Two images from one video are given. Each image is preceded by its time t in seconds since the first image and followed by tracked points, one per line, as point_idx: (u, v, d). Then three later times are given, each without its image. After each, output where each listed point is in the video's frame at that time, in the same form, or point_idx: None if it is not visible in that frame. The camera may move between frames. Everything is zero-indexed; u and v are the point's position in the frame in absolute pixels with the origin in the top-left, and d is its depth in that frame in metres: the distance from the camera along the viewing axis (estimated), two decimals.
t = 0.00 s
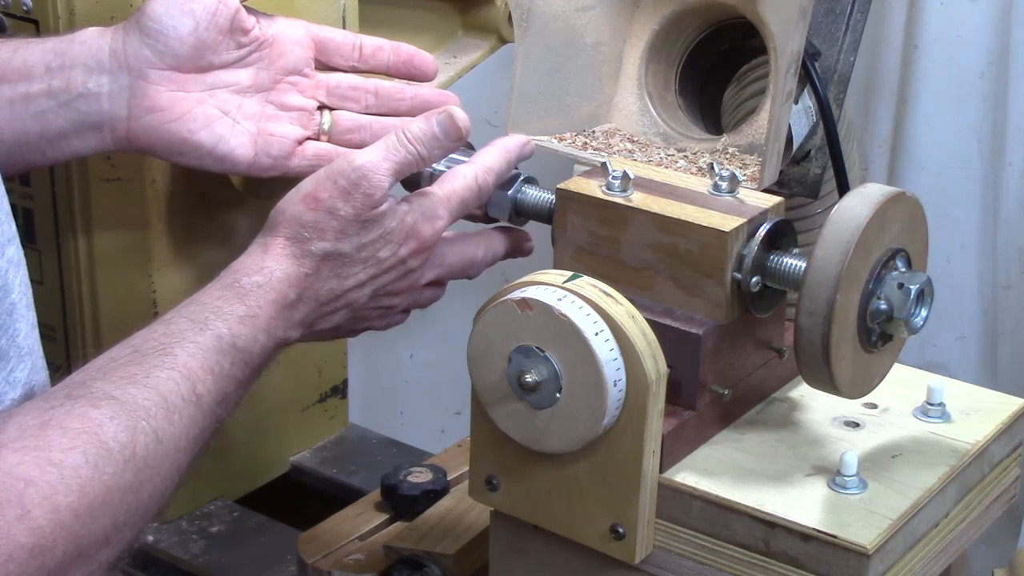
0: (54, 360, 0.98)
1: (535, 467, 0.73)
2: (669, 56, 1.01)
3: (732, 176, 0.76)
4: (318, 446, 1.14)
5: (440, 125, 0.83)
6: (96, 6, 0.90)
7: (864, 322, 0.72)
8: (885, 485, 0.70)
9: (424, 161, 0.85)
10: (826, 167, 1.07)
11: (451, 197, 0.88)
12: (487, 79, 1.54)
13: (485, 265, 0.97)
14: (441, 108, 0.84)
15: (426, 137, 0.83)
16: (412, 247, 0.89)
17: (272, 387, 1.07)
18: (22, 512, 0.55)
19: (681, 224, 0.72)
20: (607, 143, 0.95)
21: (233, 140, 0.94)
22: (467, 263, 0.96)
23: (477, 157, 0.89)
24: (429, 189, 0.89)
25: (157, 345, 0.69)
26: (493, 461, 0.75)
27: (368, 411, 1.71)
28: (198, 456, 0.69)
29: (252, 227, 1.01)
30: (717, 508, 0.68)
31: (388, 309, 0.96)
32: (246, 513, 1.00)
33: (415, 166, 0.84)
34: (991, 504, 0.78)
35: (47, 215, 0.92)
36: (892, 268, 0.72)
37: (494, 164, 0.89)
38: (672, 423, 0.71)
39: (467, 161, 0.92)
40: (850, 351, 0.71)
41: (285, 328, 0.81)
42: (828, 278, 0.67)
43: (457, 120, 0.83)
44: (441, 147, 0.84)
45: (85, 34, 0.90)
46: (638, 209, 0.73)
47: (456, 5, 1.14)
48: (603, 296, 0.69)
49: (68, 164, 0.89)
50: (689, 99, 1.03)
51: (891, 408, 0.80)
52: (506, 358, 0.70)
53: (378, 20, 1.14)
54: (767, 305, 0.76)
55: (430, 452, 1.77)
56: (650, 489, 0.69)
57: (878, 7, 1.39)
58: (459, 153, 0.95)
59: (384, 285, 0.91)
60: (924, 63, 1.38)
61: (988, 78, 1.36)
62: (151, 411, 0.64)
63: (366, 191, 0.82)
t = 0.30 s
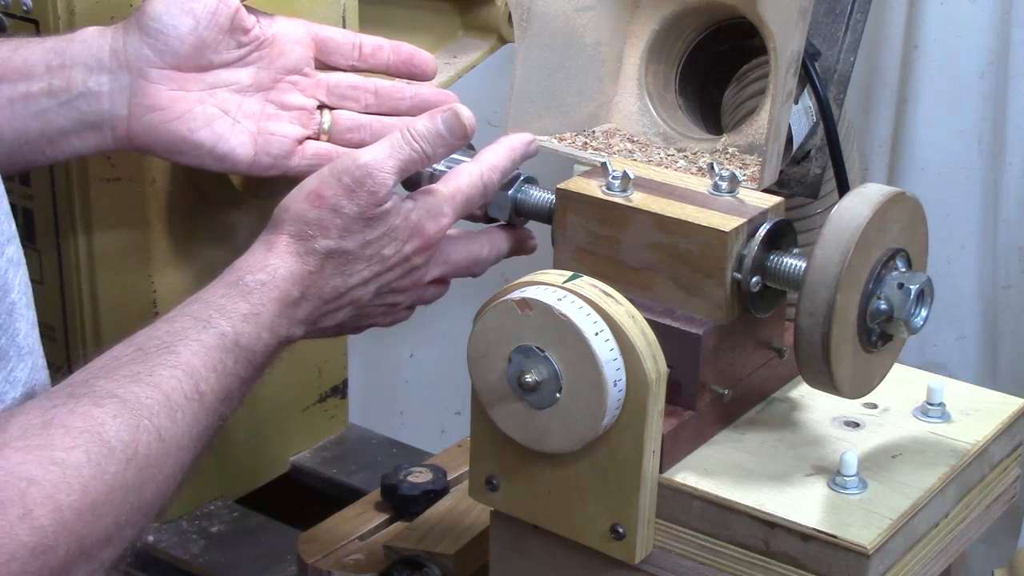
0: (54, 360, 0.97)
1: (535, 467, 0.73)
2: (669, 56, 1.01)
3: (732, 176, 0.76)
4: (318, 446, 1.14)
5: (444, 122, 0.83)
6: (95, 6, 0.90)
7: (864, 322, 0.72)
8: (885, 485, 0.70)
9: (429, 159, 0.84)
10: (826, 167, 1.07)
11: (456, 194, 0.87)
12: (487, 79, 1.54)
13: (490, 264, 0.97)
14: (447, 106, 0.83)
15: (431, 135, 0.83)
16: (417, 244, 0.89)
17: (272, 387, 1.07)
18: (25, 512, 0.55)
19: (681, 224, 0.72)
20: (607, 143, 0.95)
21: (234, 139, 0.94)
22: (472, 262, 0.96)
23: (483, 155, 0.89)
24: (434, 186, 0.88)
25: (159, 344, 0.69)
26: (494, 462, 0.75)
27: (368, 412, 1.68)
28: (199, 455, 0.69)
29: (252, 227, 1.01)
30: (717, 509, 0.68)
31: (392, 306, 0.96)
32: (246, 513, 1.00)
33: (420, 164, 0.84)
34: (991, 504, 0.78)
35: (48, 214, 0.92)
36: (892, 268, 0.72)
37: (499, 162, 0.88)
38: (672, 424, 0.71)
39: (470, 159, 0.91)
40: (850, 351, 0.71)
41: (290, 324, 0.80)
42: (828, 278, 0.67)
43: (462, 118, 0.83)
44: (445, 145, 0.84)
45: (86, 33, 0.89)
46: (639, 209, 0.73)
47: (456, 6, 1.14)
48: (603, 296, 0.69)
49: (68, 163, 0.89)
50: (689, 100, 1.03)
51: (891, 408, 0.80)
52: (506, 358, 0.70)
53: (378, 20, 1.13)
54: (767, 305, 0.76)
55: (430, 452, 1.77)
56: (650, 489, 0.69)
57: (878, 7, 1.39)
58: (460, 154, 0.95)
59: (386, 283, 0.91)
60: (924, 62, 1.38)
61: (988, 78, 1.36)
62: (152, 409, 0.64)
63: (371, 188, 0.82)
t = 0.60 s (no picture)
0: (54, 360, 0.97)
1: (535, 467, 0.73)
2: (669, 56, 1.01)
3: (732, 176, 0.76)
4: (318, 446, 1.14)
5: (446, 121, 0.83)
6: (96, 8, 0.89)
7: (864, 322, 0.72)
8: (885, 485, 0.70)
9: (431, 158, 0.85)
10: (826, 167, 1.07)
11: (455, 190, 0.88)
12: (488, 78, 1.54)
13: (488, 262, 0.97)
14: (448, 105, 0.84)
15: (433, 134, 0.83)
16: (416, 240, 0.89)
17: (272, 388, 1.07)
18: (28, 509, 0.55)
19: (681, 224, 0.72)
20: (607, 143, 0.95)
21: (235, 144, 0.94)
22: (469, 259, 0.96)
23: (482, 152, 0.89)
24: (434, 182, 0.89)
25: (160, 341, 0.69)
26: (493, 461, 0.75)
27: (368, 411, 1.69)
28: (201, 454, 0.69)
29: (252, 227, 1.01)
30: (717, 508, 0.68)
31: (392, 303, 0.96)
32: (246, 513, 1.00)
33: (422, 162, 0.84)
34: (990, 504, 0.78)
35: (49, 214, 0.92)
36: (892, 269, 0.72)
37: (497, 158, 0.88)
38: (672, 423, 0.71)
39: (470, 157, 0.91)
40: (850, 351, 0.71)
41: (291, 321, 0.81)
42: (827, 278, 0.67)
43: (464, 118, 0.83)
44: (447, 144, 0.84)
45: (87, 38, 0.90)
46: (639, 209, 0.73)
47: (456, 6, 1.14)
48: (603, 296, 0.69)
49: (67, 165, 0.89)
50: (690, 100, 1.04)
51: (891, 408, 0.80)
52: (506, 358, 0.70)
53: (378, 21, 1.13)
54: (767, 305, 0.76)
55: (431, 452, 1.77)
56: (650, 489, 0.69)
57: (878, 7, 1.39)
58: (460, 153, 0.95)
59: (387, 279, 0.91)
60: (923, 62, 1.38)
61: (987, 79, 1.36)
62: (155, 406, 0.64)
63: (371, 186, 0.82)
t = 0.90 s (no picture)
0: (54, 360, 0.97)
1: (535, 467, 0.73)
2: (669, 55, 1.01)
3: (732, 176, 0.76)
4: (318, 446, 1.14)
5: (444, 122, 0.83)
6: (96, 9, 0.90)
7: (864, 322, 0.72)
8: (885, 485, 0.70)
9: (429, 158, 0.85)
10: (826, 167, 1.07)
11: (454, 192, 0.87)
12: (488, 78, 1.54)
13: (485, 263, 0.97)
14: (447, 106, 0.84)
15: (431, 134, 0.83)
16: (415, 242, 0.89)
17: (272, 386, 1.07)
18: (30, 511, 0.55)
19: (681, 224, 0.72)
20: (607, 143, 0.95)
21: (234, 138, 0.94)
22: (467, 261, 0.96)
23: (480, 153, 0.89)
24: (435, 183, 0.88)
25: (161, 343, 0.69)
26: (493, 461, 0.75)
27: (367, 410, 1.71)
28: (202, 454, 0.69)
29: (252, 227, 1.01)
30: (718, 509, 0.68)
31: (391, 304, 0.96)
32: (246, 513, 1.01)
33: (421, 162, 0.84)
34: (990, 504, 0.78)
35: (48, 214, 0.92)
36: (892, 268, 0.72)
37: (496, 160, 0.88)
38: (672, 423, 0.71)
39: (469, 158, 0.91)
40: (850, 350, 0.71)
41: (290, 321, 0.81)
42: (827, 278, 0.67)
43: (462, 118, 0.83)
44: (446, 144, 0.84)
45: (87, 33, 0.89)
46: (638, 209, 0.73)
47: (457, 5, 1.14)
48: (603, 296, 0.69)
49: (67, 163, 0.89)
50: (690, 101, 1.04)
51: (891, 408, 0.80)
52: (506, 358, 0.70)
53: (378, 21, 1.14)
54: (767, 305, 0.76)
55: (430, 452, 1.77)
56: (650, 489, 0.69)
57: (878, 7, 1.39)
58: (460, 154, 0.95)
59: (387, 279, 0.91)
60: (923, 62, 1.38)
61: (987, 79, 1.36)
62: (155, 408, 0.64)
63: (371, 186, 0.82)
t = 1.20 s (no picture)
0: (54, 360, 0.97)
1: (535, 467, 0.73)
2: (669, 55, 1.01)
3: (732, 176, 0.76)
4: (318, 446, 1.14)
5: (446, 123, 0.83)
6: (95, 9, 0.90)
7: (864, 322, 0.72)
8: (885, 485, 0.70)
9: (432, 159, 0.84)
10: (826, 167, 1.07)
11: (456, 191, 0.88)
12: (488, 79, 1.54)
13: (490, 267, 0.97)
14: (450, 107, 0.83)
15: (434, 134, 0.83)
16: (418, 245, 0.89)
17: (272, 386, 1.07)
18: (34, 510, 0.55)
19: (681, 225, 0.72)
20: (607, 143, 0.95)
21: (233, 140, 0.94)
22: (472, 265, 0.96)
23: (487, 157, 0.89)
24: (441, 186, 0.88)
25: (163, 343, 0.69)
26: (493, 461, 0.75)
27: (367, 411, 1.69)
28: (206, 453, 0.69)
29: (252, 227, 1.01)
30: (717, 509, 0.68)
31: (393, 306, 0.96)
32: (246, 513, 1.00)
33: (423, 163, 0.84)
34: (991, 504, 0.78)
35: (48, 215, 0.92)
36: (892, 269, 0.72)
37: (503, 164, 0.88)
38: (672, 424, 0.71)
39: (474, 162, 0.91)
40: (850, 351, 0.71)
41: (292, 321, 0.80)
42: (827, 278, 0.67)
43: (465, 119, 0.82)
44: (449, 145, 0.84)
45: (87, 35, 0.90)
46: (638, 209, 0.73)
47: (457, 6, 1.14)
48: (603, 296, 0.69)
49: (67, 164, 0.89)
50: (689, 100, 1.04)
51: (891, 408, 0.80)
52: (506, 359, 0.70)
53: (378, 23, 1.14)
54: (767, 305, 0.76)
55: (430, 452, 1.77)
56: (650, 489, 0.69)
57: (878, 7, 1.39)
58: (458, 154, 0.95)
59: (390, 282, 0.91)
60: (923, 63, 1.38)
61: (987, 79, 1.36)
62: (158, 408, 0.64)
63: (373, 187, 0.82)
